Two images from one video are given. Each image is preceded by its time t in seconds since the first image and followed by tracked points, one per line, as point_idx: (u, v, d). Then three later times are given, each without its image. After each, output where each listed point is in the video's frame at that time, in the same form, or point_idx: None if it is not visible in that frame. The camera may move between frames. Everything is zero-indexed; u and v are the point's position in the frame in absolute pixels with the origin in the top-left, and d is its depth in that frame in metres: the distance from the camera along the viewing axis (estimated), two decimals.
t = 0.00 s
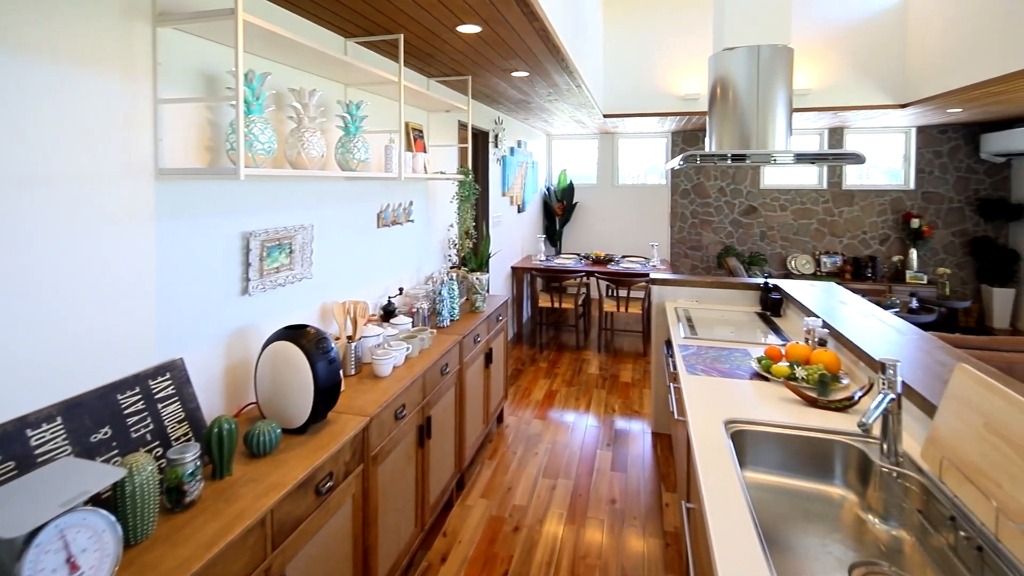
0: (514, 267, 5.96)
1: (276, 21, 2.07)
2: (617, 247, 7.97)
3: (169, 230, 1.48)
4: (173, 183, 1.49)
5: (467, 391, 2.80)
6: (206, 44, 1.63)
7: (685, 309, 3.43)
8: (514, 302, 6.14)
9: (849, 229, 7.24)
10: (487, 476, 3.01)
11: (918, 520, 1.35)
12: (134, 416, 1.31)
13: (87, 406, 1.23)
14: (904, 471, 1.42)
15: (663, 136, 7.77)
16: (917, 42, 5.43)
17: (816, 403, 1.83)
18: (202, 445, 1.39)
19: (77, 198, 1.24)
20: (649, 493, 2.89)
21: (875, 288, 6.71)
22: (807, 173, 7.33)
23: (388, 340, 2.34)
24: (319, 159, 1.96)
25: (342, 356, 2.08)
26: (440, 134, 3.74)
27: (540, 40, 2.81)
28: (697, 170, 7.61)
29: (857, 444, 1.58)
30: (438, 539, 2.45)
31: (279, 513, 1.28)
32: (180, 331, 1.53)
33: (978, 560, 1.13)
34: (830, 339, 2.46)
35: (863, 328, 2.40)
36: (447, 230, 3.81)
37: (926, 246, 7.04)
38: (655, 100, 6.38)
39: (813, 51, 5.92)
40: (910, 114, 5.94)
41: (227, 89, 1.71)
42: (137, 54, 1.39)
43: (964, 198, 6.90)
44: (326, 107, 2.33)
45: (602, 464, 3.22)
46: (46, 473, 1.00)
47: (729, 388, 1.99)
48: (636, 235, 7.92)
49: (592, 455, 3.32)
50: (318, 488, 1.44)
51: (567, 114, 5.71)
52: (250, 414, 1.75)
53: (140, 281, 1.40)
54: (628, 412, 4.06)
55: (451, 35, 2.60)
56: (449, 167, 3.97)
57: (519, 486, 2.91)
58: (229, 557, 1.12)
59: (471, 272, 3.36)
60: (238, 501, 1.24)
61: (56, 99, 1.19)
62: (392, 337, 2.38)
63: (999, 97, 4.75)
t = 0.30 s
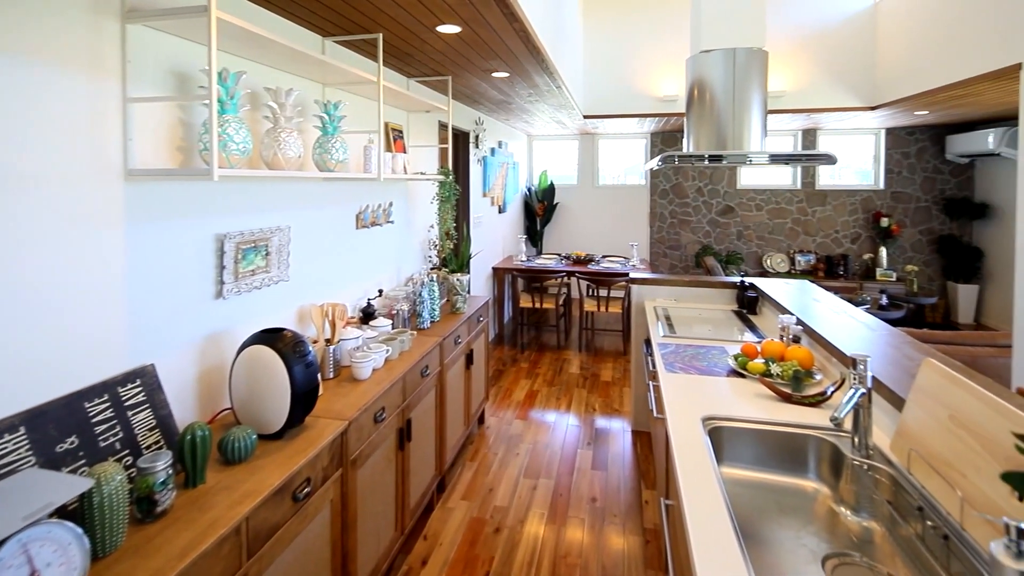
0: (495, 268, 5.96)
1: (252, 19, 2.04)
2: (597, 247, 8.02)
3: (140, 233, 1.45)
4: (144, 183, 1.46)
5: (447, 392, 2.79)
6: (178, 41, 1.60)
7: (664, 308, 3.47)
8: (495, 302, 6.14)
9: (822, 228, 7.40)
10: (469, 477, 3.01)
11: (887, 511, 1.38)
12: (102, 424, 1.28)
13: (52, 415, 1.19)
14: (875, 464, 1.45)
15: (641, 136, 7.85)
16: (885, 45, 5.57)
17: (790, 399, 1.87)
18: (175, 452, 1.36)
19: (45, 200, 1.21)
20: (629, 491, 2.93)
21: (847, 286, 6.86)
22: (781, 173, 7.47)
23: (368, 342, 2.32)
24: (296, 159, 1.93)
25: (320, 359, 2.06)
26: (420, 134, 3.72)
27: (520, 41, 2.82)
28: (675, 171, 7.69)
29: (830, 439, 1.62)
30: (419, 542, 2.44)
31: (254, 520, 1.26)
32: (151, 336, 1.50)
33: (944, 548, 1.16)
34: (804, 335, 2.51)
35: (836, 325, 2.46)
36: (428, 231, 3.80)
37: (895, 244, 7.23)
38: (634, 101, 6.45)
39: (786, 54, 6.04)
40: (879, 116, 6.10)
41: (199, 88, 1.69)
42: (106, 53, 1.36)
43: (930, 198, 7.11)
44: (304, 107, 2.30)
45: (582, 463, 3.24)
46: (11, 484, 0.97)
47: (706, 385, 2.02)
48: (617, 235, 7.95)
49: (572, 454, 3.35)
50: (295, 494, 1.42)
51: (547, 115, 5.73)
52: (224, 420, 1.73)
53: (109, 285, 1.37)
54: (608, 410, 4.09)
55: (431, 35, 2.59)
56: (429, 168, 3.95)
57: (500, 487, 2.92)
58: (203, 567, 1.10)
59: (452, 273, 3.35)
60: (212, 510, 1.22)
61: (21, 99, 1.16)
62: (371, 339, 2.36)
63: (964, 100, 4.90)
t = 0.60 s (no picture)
0: (479, 269, 5.95)
1: (232, 17, 2.02)
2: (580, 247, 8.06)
3: (113, 235, 1.42)
4: (117, 184, 1.43)
5: (431, 394, 2.78)
6: (152, 38, 1.57)
7: (647, 308, 3.50)
8: (479, 303, 6.14)
9: (800, 228, 7.52)
10: (452, 479, 3.00)
11: (863, 504, 1.41)
12: (73, 432, 1.25)
13: (20, 424, 1.16)
14: (851, 458, 1.48)
15: (624, 137, 7.91)
16: (859, 48, 5.69)
17: (769, 396, 1.90)
18: (150, 460, 1.34)
19: (15, 201, 1.19)
20: (613, 489, 2.95)
21: (824, 284, 6.99)
22: (760, 174, 7.58)
23: (349, 345, 2.30)
24: (276, 159, 1.91)
25: (301, 362, 2.04)
26: (402, 134, 3.71)
27: (503, 41, 2.82)
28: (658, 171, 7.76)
29: (807, 434, 1.65)
30: (402, 546, 2.43)
31: (233, 527, 1.24)
32: (125, 341, 1.47)
33: (916, 539, 1.19)
34: (783, 333, 2.55)
35: (813, 322, 2.50)
36: (411, 232, 3.79)
37: (870, 243, 7.38)
38: (617, 102, 6.50)
39: (764, 57, 6.14)
40: (855, 117, 6.23)
41: (176, 87, 1.66)
42: (78, 51, 1.33)
43: (904, 197, 7.27)
44: (284, 107, 2.28)
45: (566, 463, 3.25)
46: None
47: (688, 383, 2.04)
48: (601, 235, 7.98)
49: (556, 454, 3.36)
50: (275, 500, 1.41)
51: (530, 115, 5.74)
52: (201, 425, 1.70)
53: (81, 288, 1.34)
54: (592, 410, 4.11)
55: (414, 35, 2.58)
56: (412, 168, 3.94)
57: (484, 488, 2.92)
58: None
59: (435, 274, 3.34)
60: (189, 518, 1.20)
61: None
62: (353, 342, 2.35)
63: (936, 102, 5.03)
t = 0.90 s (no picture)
0: (460, 270, 5.93)
1: (208, 15, 1.99)
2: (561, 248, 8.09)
3: (80, 238, 1.39)
4: (85, 186, 1.40)
5: (411, 396, 2.77)
6: (122, 36, 1.54)
7: (627, 307, 3.53)
8: (460, 304, 6.12)
9: (775, 227, 7.65)
10: (433, 481, 2.99)
11: (836, 497, 1.44)
12: (39, 442, 1.21)
13: None
14: (824, 452, 1.52)
15: (605, 138, 7.97)
16: (831, 51, 5.82)
17: (746, 392, 1.93)
18: (120, 469, 1.31)
19: None
20: (594, 488, 2.97)
21: (799, 282, 7.12)
22: (737, 174, 7.69)
23: (328, 348, 2.28)
24: (251, 160, 1.88)
25: (278, 366, 2.01)
26: (382, 135, 3.68)
27: (483, 42, 2.82)
28: (638, 172, 7.82)
29: (782, 430, 1.68)
30: (383, 551, 2.41)
31: (207, 536, 1.22)
32: (94, 347, 1.44)
33: (887, 530, 1.22)
34: (759, 331, 2.59)
35: (789, 320, 2.55)
36: (391, 234, 3.76)
37: (842, 241, 7.54)
38: (597, 103, 6.54)
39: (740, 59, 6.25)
40: (827, 119, 6.36)
41: (147, 85, 1.63)
42: (43, 47, 1.30)
43: (875, 197, 7.45)
44: (260, 107, 2.25)
45: (547, 462, 3.27)
46: None
47: (667, 382, 2.07)
48: (582, 236, 8.02)
49: (538, 454, 3.37)
50: (251, 507, 1.39)
51: (511, 116, 5.75)
52: (174, 433, 1.67)
53: (48, 292, 1.31)
54: (573, 409, 4.14)
55: (393, 34, 2.56)
56: (392, 169, 3.92)
57: (466, 489, 2.92)
58: None
59: (416, 275, 3.32)
60: (160, 528, 1.18)
61: None
62: (332, 345, 2.32)
63: (905, 105, 5.17)
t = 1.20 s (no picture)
0: (439, 271, 5.90)
1: (179, 12, 1.94)
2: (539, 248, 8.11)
3: (43, 241, 1.35)
4: (48, 188, 1.36)
5: (390, 399, 2.75)
6: (87, 32, 1.50)
7: (606, 307, 3.56)
8: (439, 306, 6.09)
9: (749, 226, 7.79)
10: (412, 485, 2.97)
11: (808, 490, 1.48)
12: None
13: None
14: (796, 446, 1.55)
15: (584, 139, 8.02)
16: (802, 53, 5.95)
17: (721, 389, 1.96)
18: (85, 480, 1.27)
19: None
20: (573, 487, 2.98)
21: (772, 280, 7.26)
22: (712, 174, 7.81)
23: (304, 351, 2.25)
24: (224, 160, 1.85)
25: (252, 371, 1.98)
26: (360, 135, 3.64)
27: (462, 42, 2.81)
28: (616, 172, 7.88)
29: (756, 425, 1.71)
30: (361, 556, 2.39)
31: (177, 547, 1.20)
32: (58, 355, 1.40)
33: (856, 521, 1.25)
34: (734, 329, 2.63)
35: (763, 318, 2.60)
36: (369, 235, 3.73)
37: (813, 240, 7.71)
38: (576, 104, 6.57)
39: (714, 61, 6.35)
40: (799, 121, 6.50)
41: (113, 83, 1.59)
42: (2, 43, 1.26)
43: (844, 197, 7.63)
44: (233, 106, 2.21)
45: (527, 462, 3.27)
46: None
47: (644, 380, 2.09)
48: (561, 236, 8.05)
49: (517, 454, 3.38)
50: (224, 516, 1.36)
51: (491, 117, 5.74)
52: (143, 441, 1.63)
53: (9, 297, 1.27)
54: (553, 409, 4.15)
55: (370, 33, 2.54)
56: (370, 170, 3.89)
57: (445, 492, 2.90)
58: None
59: (395, 277, 3.30)
60: (128, 540, 1.15)
61: None
62: (308, 348, 2.29)
63: (873, 107, 5.31)
